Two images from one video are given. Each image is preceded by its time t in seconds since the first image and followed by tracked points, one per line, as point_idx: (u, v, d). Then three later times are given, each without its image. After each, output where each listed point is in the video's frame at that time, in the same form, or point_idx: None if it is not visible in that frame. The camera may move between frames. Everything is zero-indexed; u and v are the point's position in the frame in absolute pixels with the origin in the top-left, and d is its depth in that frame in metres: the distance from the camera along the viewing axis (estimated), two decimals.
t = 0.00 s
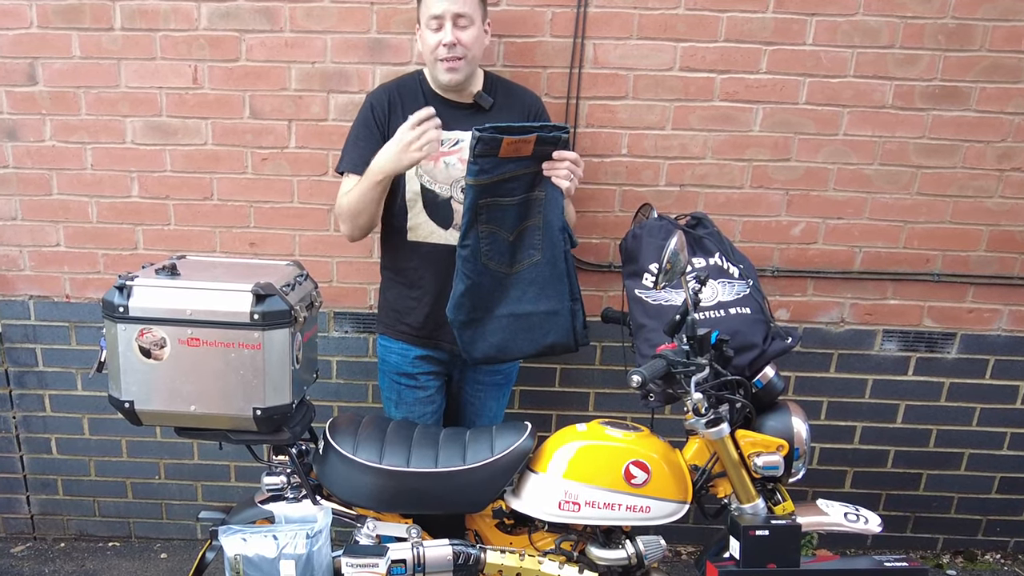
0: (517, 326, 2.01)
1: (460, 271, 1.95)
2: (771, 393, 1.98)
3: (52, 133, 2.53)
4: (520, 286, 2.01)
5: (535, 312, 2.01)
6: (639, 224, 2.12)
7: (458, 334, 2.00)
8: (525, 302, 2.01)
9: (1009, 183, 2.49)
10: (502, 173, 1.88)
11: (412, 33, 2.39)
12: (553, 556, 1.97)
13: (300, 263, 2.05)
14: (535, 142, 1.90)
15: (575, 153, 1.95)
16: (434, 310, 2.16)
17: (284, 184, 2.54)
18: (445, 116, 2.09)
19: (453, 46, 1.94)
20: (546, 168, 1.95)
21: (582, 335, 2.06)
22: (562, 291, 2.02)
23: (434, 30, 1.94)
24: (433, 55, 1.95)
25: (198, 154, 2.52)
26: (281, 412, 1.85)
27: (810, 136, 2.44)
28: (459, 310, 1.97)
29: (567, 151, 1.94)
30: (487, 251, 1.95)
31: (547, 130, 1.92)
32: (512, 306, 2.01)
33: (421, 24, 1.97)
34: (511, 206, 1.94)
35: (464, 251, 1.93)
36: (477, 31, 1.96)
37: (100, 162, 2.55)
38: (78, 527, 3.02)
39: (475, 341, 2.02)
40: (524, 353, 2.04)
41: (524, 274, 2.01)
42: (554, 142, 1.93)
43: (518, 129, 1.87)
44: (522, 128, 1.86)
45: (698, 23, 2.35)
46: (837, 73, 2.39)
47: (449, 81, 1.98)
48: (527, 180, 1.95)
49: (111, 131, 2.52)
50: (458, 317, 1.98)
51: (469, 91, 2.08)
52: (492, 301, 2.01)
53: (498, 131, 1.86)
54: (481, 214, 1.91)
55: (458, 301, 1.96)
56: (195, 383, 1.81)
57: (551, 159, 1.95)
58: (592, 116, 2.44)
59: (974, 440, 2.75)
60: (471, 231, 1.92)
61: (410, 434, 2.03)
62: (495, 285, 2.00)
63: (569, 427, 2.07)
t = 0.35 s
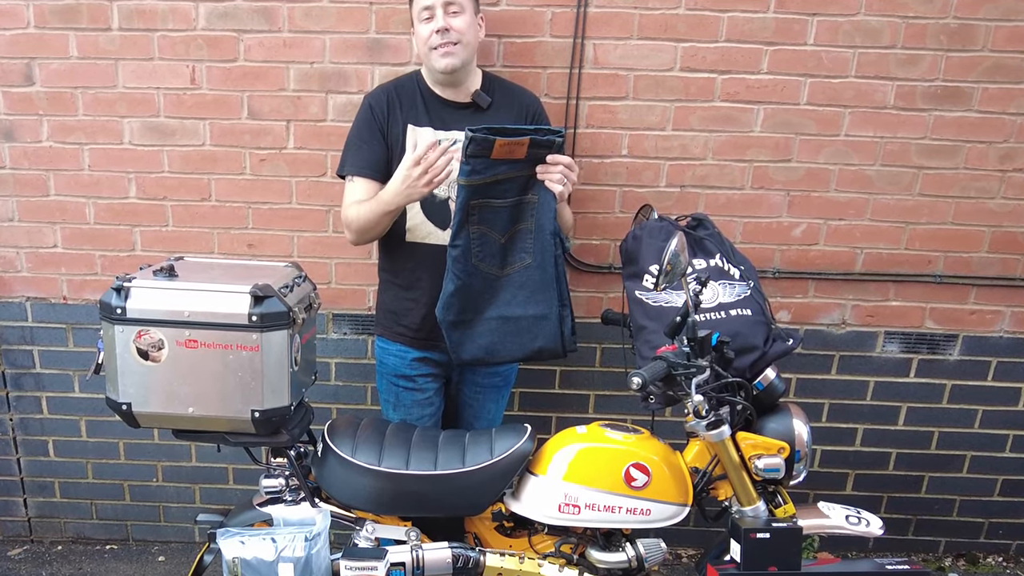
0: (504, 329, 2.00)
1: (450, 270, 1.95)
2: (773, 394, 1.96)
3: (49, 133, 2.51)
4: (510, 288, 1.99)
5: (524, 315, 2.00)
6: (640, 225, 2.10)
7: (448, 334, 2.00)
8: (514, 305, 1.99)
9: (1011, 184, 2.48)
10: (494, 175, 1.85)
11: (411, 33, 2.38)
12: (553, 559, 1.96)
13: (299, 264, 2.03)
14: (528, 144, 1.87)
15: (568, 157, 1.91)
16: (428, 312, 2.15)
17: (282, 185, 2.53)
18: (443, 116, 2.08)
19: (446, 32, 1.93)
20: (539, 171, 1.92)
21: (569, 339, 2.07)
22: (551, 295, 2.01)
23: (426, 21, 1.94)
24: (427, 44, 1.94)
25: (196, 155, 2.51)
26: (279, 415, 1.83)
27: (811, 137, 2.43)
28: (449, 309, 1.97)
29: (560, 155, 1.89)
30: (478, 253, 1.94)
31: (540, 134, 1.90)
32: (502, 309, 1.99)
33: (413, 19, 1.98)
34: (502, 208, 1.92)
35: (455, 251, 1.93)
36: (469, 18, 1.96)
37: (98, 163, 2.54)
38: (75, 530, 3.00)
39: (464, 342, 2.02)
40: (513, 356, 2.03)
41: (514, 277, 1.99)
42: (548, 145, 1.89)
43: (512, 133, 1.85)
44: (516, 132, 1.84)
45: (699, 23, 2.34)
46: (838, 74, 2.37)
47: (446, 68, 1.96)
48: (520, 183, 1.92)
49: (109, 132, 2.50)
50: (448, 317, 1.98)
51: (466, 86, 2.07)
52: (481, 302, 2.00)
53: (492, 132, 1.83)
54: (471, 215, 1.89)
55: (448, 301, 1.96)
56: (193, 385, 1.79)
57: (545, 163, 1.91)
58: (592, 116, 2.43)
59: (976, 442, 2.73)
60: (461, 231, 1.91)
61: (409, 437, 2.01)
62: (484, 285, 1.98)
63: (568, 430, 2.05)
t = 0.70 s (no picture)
0: (498, 337, 1.99)
1: (436, 283, 1.94)
2: (774, 397, 1.94)
3: (47, 134, 2.50)
4: (498, 295, 1.98)
5: (514, 321, 1.99)
6: (640, 227, 2.09)
7: (441, 343, 2.01)
8: (503, 312, 1.98)
9: (1013, 185, 2.47)
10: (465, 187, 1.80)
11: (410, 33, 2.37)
12: (552, 562, 1.94)
13: (297, 265, 2.02)
14: (495, 154, 1.80)
15: (540, 160, 1.86)
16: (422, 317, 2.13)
17: (281, 186, 2.52)
18: (438, 117, 2.07)
19: (441, 38, 1.92)
20: (512, 178, 1.86)
21: (562, 343, 2.08)
22: (536, 300, 2.01)
23: (421, 26, 1.93)
24: (422, 51, 1.94)
25: (194, 156, 2.50)
26: (278, 416, 1.82)
27: (812, 138, 2.42)
28: (438, 320, 1.97)
29: (531, 160, 1.84)
30: (462, 262, 1.92)
31: (506, 140, 1.82)
32: (492, 316, 1.98)
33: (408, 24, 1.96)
34: (476, 218, 1.87)
35: (438, 262, 1.92)
36: (464, 22, 1.95)
37: (95, 164, 2.52)
38: (72, 533, 2.98)
39: (458, 352, 2.02)
40: (505, 362, 2.03)
41: (502, 283, 1.97)
42: (515, 152, 1.82)
43: (478, 143, 1.77)
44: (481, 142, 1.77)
45: (699, 23, 2.33)
46: (840, 74, 2.36)
47: (441, 75, 1.95)
48: (495, 192, 1.88)
49: (106, 133, 2.49)
50: (438, 328, 1.98)
51: (463, 88, 2.06)
52: (469, 311, 1.98)
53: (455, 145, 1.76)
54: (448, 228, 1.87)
55: (436, 312, 1.96)
56: (192, 387, 1.78)
57: (516, 169, 1.86)
58: (592, 117, 2.41)
59: (979, 444, 2.72)
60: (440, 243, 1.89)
61: (408, 439, 2.00)
62: (472, 294, 1.97)
63: (568, 432, 2.04)
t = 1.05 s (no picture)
0: (490, 339, 1.96)
1: (439, 275, 1.94)
2: (775, 399, 1.93)
3: (44, 135, 2.49)
4: (495, 299, 1.96)
5: (508, 326, 1.96)
6: (642, 228, 2.08)
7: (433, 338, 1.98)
8: (498, 315, 1.96)
9: (1015, 186, 2.46)
10: (478, 183, 1.85)
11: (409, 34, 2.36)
12: (552, 565, 1.93)
13: (296, 268, 2.00)
14: (511, 155, 1.85)
15: (556, 169, 1.89)
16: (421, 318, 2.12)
17: (279, 188, 2.50)
18: (435, 120, 2.06)
19: (436, 39, 1.91)
20: (528, 185, 1.89)
21: (552, 357, 2.01)
22: (531, 310, 1.96)
23: (417, 27, 1.92)
24: (418, 52, 1.92)
25: (192, 157, 2.49)
26: (276, 419, 1.80)
27: (814, 139, 2.41)
28: (435, 313, 1.95)
29: (548, 168, 1.87)
30: (467, 258, 1.94)
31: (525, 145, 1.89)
32: (487, 319, 1.96)
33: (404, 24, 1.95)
34: (486, 217, 1.91)
35: (443, 254, 1.93)
36: (460, 23, 1.93)
37: (92, 165, 2.51)
38: (70, 536, 2.97)
39: (450, 348, 1.99)
40: (495, 367, 1.99)
41: (501, 287, 1.96)
42: (534, 158, 1.88)
43: (495, 141, 1.85)
44: (498, 140, 1.84)
45: (700, 24, 2.32)
46: (841, 75, 2.35)
47: (437, 77, 1.94)
48: (509, 195, 1.91)
49: (103, 134, 2.48)
50: (434, 321, 1.96)
51: (458, 90, 2.04)
52: (468, 309, 1.97)
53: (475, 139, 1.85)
54: (458, 221, 1.90)
55: (433, 304, 1.94)
56: (190, 389, 1.76)
57: (533, 176, 1.89)
58: (592, 118, 2.40)
59: (982, 447, 2.71)
60: (449, 236, 1.92)
61: (407, 442, 1.98)
62: (472, 293, 1.96)
63: (569, 435, 2.03)
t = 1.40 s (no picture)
0: (494, 337, 1.95)
1: (442, 273, 1.93)
2: (776, 402, 1.92)
3: (41, 136, 2.47)
4: (500, 297, 1.95)
5: (511, 324, 1.95)
6: (642, 230, 2.07)
7: (437, 337, 1.97)
8: (502, 314, 1.95)
9: (1018, 187, 2.44)
10: (484, 181, 1.84)
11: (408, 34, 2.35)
12: (552, 569, 1.92)
13: (295, 269, 1.99)
14: (519, 152, 1.85)
15: (562, 167, 1.90)
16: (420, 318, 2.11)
17: (277, 189, 2.49)
18: (435, 119, 2.04)
19: (442, 39, 1.90)
20: (534, 182, 1.90)
21: (556, 356, 1.99)
22: (535, 307, 1.95)
23: (421, 26, 1.91)
24: (422, 51, 1.91)
25: (190, 158, 2.47)
26: (275, 422, 1.79)
27: (815, 140, 2.40)
28: (439, 312, 1.95)
29: (554, 165, 1.88)
30: (470, 257, 1.93)
31: (531, 142, 1.89)
32: (490, 317, 1.95)
33: (407, 23, 1.94)
34: (492, 215, 1.90)
35: (446, 253, 1.91)
36: (465, 24, 1.93)
37: (90, 166, 2.50)
38: (67, 539, 2.95)
39: (453, 346, 1.98)
40: (498, 366, 1.98)
41: (506, 285, 1.95)
42: (540, 154, 1.89)
43: (502, 138, 1.84)
44: (506, 137, 1.84)
45: (700, 24, 2.31)
46: (842, 75, 2.34)
47: (441, 77, 1.93)
48: (514, 192, 1.91)
49: (101, 135, 2.47)
50: (437, 319, 1.95)
51: (460, 91, 2.04)
52: (473, 308, 1.96)
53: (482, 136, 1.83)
54: (462, 219, 1.88)
55: (437, 302, 1.94)
56: (187, 392, 1.75)
57: (538, 172, 1.90)
58: (592, 118, 2.39)
59: (983, 449, 2.69)
60: (453, 234, 1.89)
61: (406, 444, 1.96)
62: (476, 292, 1.96)
63: (569, 437, 2.01)
